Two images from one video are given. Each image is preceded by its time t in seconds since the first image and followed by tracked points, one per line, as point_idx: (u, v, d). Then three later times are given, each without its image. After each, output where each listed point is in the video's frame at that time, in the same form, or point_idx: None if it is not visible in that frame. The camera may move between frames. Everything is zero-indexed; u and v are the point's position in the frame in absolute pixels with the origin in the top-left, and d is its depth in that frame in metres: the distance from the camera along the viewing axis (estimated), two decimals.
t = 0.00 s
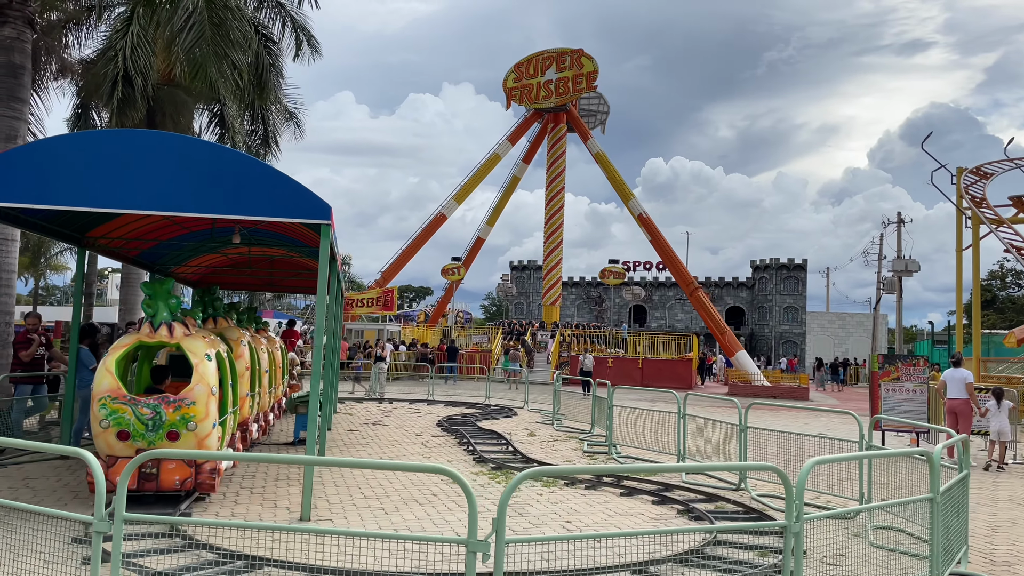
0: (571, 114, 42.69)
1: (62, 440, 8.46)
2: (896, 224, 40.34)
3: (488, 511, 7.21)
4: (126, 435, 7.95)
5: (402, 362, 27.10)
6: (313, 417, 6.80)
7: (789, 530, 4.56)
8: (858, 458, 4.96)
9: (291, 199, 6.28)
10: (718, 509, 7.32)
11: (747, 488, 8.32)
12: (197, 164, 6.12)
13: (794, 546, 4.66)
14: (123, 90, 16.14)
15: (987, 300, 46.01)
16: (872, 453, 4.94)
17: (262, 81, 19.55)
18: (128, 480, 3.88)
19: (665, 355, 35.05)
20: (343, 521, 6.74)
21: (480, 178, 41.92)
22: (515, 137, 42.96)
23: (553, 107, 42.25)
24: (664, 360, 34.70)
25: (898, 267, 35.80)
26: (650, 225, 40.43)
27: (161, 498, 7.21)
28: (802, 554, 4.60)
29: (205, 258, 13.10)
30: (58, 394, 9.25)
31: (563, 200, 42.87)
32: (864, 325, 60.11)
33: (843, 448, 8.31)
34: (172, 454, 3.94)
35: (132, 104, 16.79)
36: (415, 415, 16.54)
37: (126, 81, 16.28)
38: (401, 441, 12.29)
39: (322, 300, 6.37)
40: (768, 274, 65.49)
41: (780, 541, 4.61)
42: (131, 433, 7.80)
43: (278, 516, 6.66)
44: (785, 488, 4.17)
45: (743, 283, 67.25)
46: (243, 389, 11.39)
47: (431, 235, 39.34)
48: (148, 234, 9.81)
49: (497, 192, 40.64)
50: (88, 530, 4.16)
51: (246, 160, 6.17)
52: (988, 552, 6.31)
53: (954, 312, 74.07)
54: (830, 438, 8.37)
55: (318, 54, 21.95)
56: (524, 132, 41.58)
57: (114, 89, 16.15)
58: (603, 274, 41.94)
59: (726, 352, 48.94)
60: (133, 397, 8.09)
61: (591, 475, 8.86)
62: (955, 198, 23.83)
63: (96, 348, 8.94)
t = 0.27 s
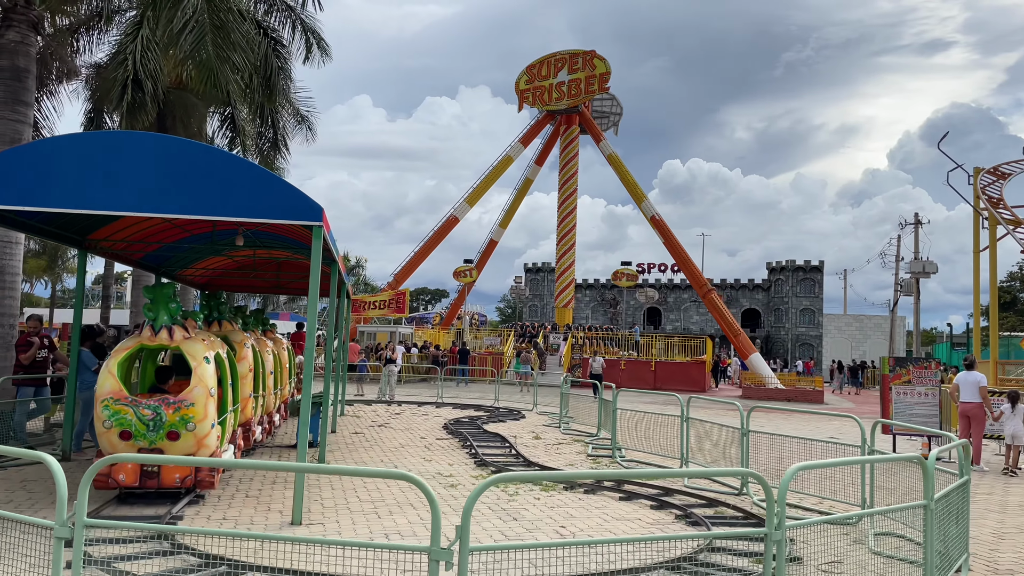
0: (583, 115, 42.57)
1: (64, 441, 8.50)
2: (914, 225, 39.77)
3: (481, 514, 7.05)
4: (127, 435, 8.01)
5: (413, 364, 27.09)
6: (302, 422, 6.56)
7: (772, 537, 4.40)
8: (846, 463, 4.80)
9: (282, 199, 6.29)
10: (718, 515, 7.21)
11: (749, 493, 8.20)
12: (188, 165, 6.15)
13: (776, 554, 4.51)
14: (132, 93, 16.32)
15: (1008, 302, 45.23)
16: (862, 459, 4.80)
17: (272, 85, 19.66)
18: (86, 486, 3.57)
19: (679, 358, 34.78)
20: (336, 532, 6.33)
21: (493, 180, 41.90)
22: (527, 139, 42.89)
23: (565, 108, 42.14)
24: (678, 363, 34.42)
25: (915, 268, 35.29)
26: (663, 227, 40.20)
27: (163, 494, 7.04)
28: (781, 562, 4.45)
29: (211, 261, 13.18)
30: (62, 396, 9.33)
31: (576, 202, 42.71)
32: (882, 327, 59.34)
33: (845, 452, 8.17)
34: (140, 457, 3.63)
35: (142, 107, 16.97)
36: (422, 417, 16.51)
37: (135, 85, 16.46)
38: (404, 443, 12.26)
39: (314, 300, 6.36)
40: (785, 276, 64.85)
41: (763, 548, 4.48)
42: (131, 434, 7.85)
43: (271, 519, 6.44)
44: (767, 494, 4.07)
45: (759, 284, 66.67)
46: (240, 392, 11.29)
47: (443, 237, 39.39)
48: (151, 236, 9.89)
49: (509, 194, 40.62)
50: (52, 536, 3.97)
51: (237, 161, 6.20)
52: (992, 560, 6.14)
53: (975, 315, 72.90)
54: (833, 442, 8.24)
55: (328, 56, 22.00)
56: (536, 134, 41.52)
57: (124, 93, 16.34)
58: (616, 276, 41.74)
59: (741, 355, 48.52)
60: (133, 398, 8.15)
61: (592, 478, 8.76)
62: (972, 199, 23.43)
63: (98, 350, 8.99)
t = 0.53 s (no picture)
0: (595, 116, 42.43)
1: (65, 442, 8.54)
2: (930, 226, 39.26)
3: (478, 517, 6.91)
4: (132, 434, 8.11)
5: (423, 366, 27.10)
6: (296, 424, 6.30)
7: (754, 545, 4.11)
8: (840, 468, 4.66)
9: (277, 201, 6.27)
10: (719, 519, 7.11)
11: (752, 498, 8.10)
12: (183, 165, 6.14)
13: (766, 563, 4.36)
14: (141, 95, 16.48)
15: None
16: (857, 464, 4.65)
17: (280, 87, 19.71)
18: (45, 486, 3.43)
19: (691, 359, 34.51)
20: (327, 536, 6.13)
21: (504, 181, 41.84)
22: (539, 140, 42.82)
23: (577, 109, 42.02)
24: (690, 364, 34.17)
25: (932, 269, 34.81)
26: (676, 228, 39.95)
27: (160, 492, 6.95)
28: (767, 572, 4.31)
29: (217, 262, 13.22)
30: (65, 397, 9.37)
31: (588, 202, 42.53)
32: (898, 329, 58.65)
33: (851, 455, 8.03)
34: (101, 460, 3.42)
35: (151, 109, 17.14)
36: (430, 419, 16.48)
37: (144, 87, 16.62)
38: (408, 444, 12.22)
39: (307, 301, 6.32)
40: (800, 277, 64.28)
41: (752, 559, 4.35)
42: (136, 434, 7.93)
43: (265, 522, 6.34)
44: (752, 502, 3.92)
45: (773, 286, 66.11)
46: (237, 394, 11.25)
47: (454, 239, 39.40)
48: (153, 238, 9.90)
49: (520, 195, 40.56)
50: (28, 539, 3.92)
51: (231, 162, 6.18)
52: (998, 566, 5.98)
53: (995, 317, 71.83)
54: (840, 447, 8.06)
55: (337, 58, 22.04)
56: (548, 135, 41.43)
57: (132, 95, 16.50)
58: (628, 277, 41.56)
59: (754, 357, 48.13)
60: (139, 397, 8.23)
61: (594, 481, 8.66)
62: (988, 199, 23.05)
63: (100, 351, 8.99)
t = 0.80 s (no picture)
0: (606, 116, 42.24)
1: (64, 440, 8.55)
2: (945, 226, 38.78)
3: (473, 518, 6.81)
4: (136, 427, 8.31)
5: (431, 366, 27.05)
6: (288, 424, 6.18)
7: (737, 546, 3.93)
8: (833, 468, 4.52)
9: (270, 197, 6.29)
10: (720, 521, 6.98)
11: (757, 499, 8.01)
12: (178, 161, 6.22)
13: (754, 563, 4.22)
14: (148, 95, 16.65)
15: None
16: (850, 464, 4.52)
17: (287, 86, 19.76)
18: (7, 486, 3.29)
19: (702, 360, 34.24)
20: (317, 537, 6.00)
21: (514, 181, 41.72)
22: (549, 141, 42.71)
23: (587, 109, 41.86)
24: (701, 366, 33.91)
25: (947, 270, 34.37)
26: (687, 229, 39.69)
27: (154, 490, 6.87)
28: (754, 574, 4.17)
29: (222, 261, 13.25)
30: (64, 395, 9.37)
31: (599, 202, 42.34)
32: (913, 330, 58.03)
33: (854, 456, 7.89)
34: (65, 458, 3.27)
35: (158, 109, 17.32)
36: (434, 419, 16.42)
37: (151, 87, 16.79)
38: (410, 444, 12.16)
39: (299, 298, 6.27)
40: (813, 278, 63.74)
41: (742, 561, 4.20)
42: (139, 428, 8.16)
43: (256, 521, 6.23)
44: (737, 504, 3.80)
45: (786, 287, 65.57)
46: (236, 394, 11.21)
47: (464, 239, 39.33)
48: (155, 236, 9.99)
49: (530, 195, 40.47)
50: None
51: (225, 158, 6.24)
52: (1004, 572, 5.82)
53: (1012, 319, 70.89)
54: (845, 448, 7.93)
55: (345, 58, 22.06)
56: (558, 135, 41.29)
57: (139, 95, 16.68)
58: (638, 278, 41.34)
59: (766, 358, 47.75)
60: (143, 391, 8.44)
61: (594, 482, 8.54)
62: (1004, 198, 22.68)
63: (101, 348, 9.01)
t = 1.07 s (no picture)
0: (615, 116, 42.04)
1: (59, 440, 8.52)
2: (959, 227, 38.33)
3: (467, 522, 6.69)
4: (140, 422, 8.52)
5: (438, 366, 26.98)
6: (277, 427, 6.09)
7: (722, 558, 3.75)
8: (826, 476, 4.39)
9: (259, 195, 6.11)
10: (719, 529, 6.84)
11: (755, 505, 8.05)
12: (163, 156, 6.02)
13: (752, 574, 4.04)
14: (152, 94, 16.75)
15: None
16: (842, 472, 4.40)
17: (293, 87, 19.80)
18: None
19: (711, 362, 33.97)
20: (305, 541, 5.88)
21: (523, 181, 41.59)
22: (558, 141, 42.55)
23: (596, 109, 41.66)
24: (710, 368, 33.66)
25: (960, 271, 33.96)
26: (696, 230, 39.43)
27: (141, 494, 6.75)
28: None
29: (223, 261, 13.20)
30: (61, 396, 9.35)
31: (608, 203, 42.10)
32: (926, 332, 57.37)
33: (857, 462, 7.73)
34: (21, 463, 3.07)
35: (163, 108, 17.41)
36: (438, 420, 16.33)
37: (155, 85, 16.89)
38: (411, 445, 12.06)
39: (290, 299, 6.19)
40: (825, 280, 63.21)
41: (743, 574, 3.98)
42: (142, 421, 8.30)
43: (245, 525, 6.12)
44: (723, 513, 3.64)
45: (797, 288, 65.12)
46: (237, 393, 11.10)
47: (472, 239, 39.25)
48: (152, 235, 9.85)
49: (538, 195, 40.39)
50: None
51: (212, 154, 6.03)
52: None
53: None
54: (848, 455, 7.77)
55: (353, 58, 22.01)
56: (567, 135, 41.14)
57: (144, 93, 16.79)
58: (646, 279, 41.11)
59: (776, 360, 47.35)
60: (146, 387, 8.62)
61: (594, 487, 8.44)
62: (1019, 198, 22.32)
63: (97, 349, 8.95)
